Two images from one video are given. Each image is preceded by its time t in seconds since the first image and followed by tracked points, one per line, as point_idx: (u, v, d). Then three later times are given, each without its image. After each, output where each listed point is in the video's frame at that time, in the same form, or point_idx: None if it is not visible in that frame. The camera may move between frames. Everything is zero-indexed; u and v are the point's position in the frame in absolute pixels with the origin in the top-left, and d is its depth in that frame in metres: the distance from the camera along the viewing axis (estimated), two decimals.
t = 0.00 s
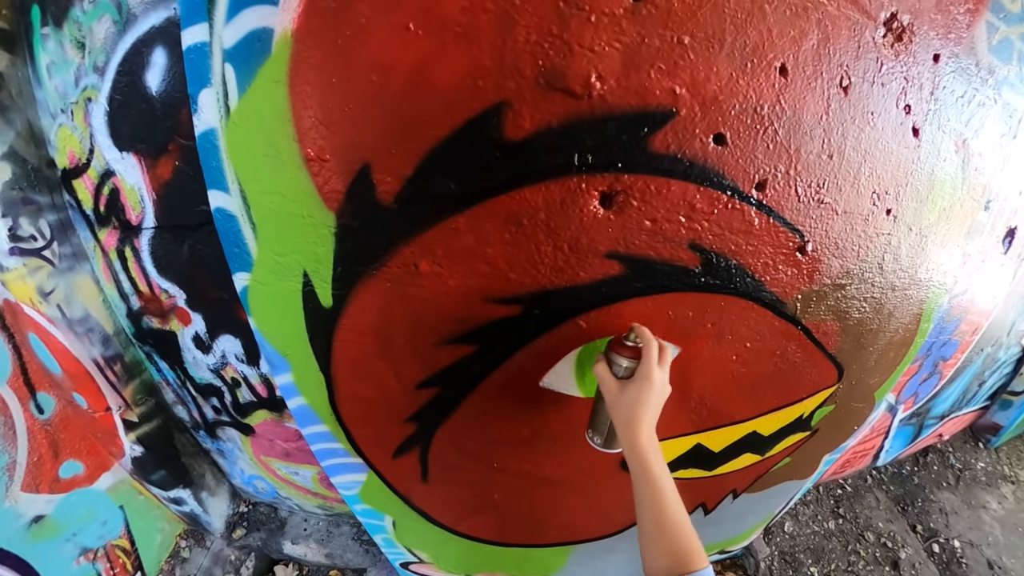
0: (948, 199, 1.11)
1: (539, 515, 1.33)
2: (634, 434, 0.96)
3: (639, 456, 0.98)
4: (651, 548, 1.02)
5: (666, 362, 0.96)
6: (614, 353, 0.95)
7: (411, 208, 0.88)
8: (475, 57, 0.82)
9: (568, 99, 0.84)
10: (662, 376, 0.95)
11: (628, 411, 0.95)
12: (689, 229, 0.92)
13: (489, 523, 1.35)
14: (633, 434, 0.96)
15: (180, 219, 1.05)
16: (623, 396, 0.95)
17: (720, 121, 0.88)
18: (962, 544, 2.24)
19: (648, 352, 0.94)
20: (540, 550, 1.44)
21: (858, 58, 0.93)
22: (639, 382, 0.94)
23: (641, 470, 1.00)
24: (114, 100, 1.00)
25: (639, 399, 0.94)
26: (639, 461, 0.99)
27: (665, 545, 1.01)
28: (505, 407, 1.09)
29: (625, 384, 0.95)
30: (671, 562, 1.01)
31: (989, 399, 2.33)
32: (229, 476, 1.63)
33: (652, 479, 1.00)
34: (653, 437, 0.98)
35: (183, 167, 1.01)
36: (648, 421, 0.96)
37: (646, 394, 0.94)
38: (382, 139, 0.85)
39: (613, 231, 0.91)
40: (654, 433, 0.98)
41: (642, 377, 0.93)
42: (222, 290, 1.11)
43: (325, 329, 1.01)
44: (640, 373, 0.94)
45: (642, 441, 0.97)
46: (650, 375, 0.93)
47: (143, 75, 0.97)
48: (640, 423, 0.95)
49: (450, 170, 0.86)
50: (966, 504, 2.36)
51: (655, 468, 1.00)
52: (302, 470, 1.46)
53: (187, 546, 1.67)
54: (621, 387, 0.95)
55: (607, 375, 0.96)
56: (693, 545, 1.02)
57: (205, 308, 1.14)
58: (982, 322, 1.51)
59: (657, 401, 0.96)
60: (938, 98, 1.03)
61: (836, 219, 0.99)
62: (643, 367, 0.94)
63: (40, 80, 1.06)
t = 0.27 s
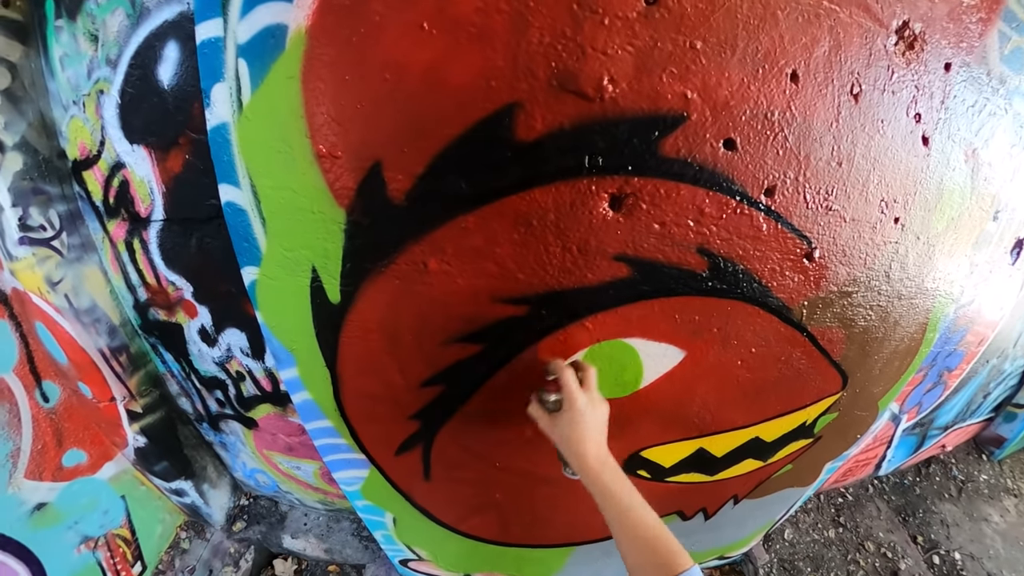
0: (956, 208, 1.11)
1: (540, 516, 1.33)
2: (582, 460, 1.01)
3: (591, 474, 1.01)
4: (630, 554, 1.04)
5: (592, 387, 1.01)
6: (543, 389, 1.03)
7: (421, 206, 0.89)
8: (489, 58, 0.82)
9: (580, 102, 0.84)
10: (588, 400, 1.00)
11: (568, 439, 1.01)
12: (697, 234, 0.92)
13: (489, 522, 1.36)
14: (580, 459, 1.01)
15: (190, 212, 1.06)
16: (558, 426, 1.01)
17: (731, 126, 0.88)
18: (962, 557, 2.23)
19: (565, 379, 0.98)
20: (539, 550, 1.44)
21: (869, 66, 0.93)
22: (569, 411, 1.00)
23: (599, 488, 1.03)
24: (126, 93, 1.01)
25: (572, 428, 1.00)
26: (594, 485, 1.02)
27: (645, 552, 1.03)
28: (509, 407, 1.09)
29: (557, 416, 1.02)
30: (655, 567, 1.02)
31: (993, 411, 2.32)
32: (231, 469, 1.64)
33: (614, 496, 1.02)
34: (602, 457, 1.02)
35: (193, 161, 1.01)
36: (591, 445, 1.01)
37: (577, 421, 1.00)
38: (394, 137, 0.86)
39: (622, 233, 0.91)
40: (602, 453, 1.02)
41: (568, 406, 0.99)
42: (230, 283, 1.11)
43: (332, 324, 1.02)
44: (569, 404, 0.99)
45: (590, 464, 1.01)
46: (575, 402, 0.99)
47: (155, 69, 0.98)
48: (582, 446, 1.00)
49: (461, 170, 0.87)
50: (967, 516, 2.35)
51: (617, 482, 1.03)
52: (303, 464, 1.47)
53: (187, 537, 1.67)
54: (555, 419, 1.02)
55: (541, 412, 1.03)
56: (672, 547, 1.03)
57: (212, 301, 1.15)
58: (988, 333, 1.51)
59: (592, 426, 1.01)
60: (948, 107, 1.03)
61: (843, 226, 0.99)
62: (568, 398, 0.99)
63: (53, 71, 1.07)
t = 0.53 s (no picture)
0: (960, 215, 1.12)
1: (541, 515, 1.34)
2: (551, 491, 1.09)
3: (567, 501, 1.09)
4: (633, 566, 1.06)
5: (537, 426, 1.05)
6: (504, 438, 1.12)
7: (434, 204, 0.89)
8: (507, 57, 0.83)
9: (597, 103, 0.84)
10: (538, 441, 1.05)
11: (535, 478, 1.09)
12: (708, 236, 0.93)
13: (491, 522, 1.36)
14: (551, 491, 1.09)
15: (194, 207, 1.07)
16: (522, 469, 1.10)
17: (743, 131, 0.88)
18: (960, 563, 2.24)
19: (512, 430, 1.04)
20: (540, 550, 1.44)
21: (878, 74, 0.93)
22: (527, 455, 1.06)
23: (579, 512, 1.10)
24: (133, 86, 1.02)
25: (533, 468, 1.07)
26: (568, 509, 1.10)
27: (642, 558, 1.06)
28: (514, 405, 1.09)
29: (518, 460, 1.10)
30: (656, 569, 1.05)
31: (992, 418, 2.33)
32: (231, 465, 1.64)
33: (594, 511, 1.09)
34: (569, 484, 1.09)
35: (200, 155, 1.02)
36: (557, 473, 1.08)
37: (533, 461, 1.06)
38: (410, 134, 0.86)
39: (634, 234, 0.92)
40: (570, 477, 1.09)
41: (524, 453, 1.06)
42: (233, 278, 1.12)
43: (341, 320, 1.02)
44: (521, 451, 1.06)
45: (559, 491, 1.09)
46: (524, 447, 1.05)
47: (163, 62, 0.98)
48: (548, 479, 1.08)
49: (477, 168, 0.87)
50: (965, 522, 2.36)
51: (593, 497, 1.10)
52: (304, 462, 1.47)
53: (185, 533, 1.67)
54: (518, 464, 1.10)
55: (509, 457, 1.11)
56: (668, 547, 1.06)
57: (216, 296, 1.15)
58: (988, 340, 1.51)
59: (552, 460, 1.07)
60: (955, 115, 1.03)
61: (850, 231, 0.99)
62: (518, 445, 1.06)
63: (60, 63, 1.07)
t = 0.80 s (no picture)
0: (958, 215, 1.13)
1: (544, 514, 1.34)
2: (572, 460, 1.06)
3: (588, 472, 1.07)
4: (641, 555, 1.08)
5: (570, 388, 1.03)
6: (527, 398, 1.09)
7: (440, 205, 0.90)
8: (513, 59, 0.84)
9: (602, 104, 0.85)
10: (568, 403, 1.03)
11: (558, 443, 1.06)
12: (711, 236, 0.94)
13: (494, 521, 1.37)
14: (572, 460, 1.06)
15: (195, 207, 1.07)
16: (545, 430, 1.06)
17: (746, 132, 0.89)
18: (958, 560, 2.25)
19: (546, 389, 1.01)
20: (540, 550, 1.45)
21: (877, 76, 0.94)
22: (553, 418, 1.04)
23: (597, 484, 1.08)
24: (133, 85, 1.02)
25: (557, 432, 1.05)
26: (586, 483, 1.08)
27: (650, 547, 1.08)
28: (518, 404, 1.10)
29: (542, 421, 1.07)
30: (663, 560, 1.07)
31: (990, 416, 2.34)
32: (230, 467, 1.64)
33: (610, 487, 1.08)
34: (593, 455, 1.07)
35: (201, 156, 1.02)
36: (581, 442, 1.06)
37: (561, 424, 1.04)
38: (416, 135, 0.87)
39: (638, 235, 0.92)
40: (592, 451, 1.07)
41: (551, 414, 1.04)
42: (235, 279, 1.12)
43: (345, 321, 1.03)
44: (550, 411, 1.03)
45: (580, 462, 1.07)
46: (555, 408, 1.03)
47: (164, 61, 0.99)
48: (573, 445, 1.05)
49: (482, 169, 0.88)
50: (963, 520, 2.37)
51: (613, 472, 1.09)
52: (304, 463, 1.48)
53: (185, 535, 1.68)
54: (541, 425, 1.07)
55: (527, 418, 1.08)
56: (676, 538, 1.08)
57: (217, 296, 1.15)
58: (986, 338, 1.52)
59: (580, 426, 1.05)
60: (953, 117, 1.04)
61: (850, 231, 1.00)
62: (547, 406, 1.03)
63: (59, 63, 1.07)
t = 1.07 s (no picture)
0: (957, 209, 1.13)
1: (546, 513, 1.34)
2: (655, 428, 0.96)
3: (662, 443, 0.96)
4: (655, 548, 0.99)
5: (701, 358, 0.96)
6: (655, 338, 0.95)
7: (436, 204, 0.90)
8: (508, 57, 0.84)
9: (596, 102, 0.85)
10: (698, 370, 0.95)
11: (659, 400, 0.94)
12: (707, 233, 0.94)
13: (495, 520, 1.37)
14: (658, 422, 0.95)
15: (194, 209, 1.07)
16: (658, 383, 0.94)
17: (741, 128, 0.89)
18: (961, 555, 2.25)
19: (690, 349, 0.93)
20: (542, 548, 1.45)
21: (874, 70, 0.94)
22: (677, 372, 0.93)
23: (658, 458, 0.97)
24: (131, 89, 1.02)
25: (670, 390, 0.93)
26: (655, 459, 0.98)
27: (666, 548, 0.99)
28: (518, 402, 1.10)
29: (662, 372, 0.94)
30: (673, 563, 0.99)
31: (990, 411, 2.34)
32: (232, 468, 1.64)
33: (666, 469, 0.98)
34: (673, 433, 0.97)
35: (199, 158, 1.02)
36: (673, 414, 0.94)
37: (680, 387, 0.93)
38: (411, 135, 0.87)
39: (634, 232, 0.92)
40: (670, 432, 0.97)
41: (680, 368, 0.93)
42: (234, 280, 1.12)
43: (344, 321, 1.03)
44: (673, 363, 0.94)
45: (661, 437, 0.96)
46: (688, 367, 0.93)
47: (161, 64, 0.99)
48: (666, 414, 0.94)
49: (478, 168, 0.88)
50: (966, 514, 2.37)
51: (672, 462, 0.98)
52: (306, 463, 1.48)
53: (188, 537, 1.68)
54: (656, 376, 0.94)
55: (644, 358, 0.95)
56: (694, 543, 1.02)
57: (216, 298, 1.16)
58: (987, 333, 1.52)
59: (687, 399, 0.94)
60: (950, 111, 1.04)
61: (848, 226, 1.00)
62: (681, 359, 0.93)
63: (56, 68, 1.08)
